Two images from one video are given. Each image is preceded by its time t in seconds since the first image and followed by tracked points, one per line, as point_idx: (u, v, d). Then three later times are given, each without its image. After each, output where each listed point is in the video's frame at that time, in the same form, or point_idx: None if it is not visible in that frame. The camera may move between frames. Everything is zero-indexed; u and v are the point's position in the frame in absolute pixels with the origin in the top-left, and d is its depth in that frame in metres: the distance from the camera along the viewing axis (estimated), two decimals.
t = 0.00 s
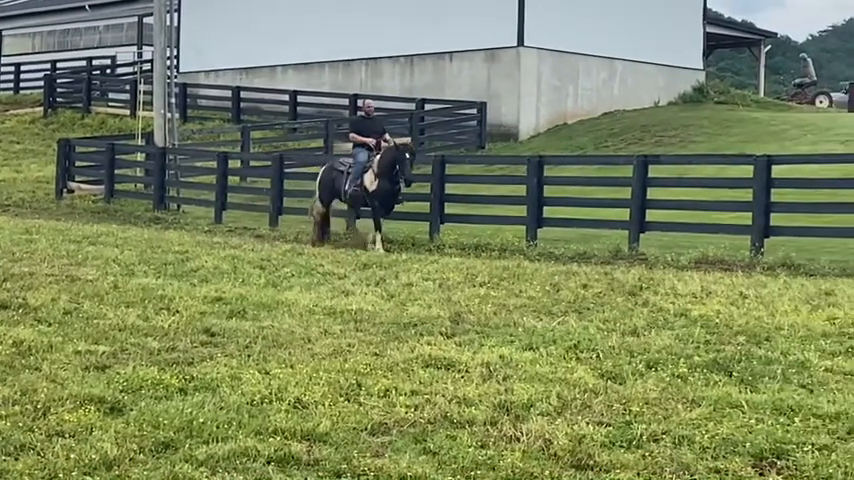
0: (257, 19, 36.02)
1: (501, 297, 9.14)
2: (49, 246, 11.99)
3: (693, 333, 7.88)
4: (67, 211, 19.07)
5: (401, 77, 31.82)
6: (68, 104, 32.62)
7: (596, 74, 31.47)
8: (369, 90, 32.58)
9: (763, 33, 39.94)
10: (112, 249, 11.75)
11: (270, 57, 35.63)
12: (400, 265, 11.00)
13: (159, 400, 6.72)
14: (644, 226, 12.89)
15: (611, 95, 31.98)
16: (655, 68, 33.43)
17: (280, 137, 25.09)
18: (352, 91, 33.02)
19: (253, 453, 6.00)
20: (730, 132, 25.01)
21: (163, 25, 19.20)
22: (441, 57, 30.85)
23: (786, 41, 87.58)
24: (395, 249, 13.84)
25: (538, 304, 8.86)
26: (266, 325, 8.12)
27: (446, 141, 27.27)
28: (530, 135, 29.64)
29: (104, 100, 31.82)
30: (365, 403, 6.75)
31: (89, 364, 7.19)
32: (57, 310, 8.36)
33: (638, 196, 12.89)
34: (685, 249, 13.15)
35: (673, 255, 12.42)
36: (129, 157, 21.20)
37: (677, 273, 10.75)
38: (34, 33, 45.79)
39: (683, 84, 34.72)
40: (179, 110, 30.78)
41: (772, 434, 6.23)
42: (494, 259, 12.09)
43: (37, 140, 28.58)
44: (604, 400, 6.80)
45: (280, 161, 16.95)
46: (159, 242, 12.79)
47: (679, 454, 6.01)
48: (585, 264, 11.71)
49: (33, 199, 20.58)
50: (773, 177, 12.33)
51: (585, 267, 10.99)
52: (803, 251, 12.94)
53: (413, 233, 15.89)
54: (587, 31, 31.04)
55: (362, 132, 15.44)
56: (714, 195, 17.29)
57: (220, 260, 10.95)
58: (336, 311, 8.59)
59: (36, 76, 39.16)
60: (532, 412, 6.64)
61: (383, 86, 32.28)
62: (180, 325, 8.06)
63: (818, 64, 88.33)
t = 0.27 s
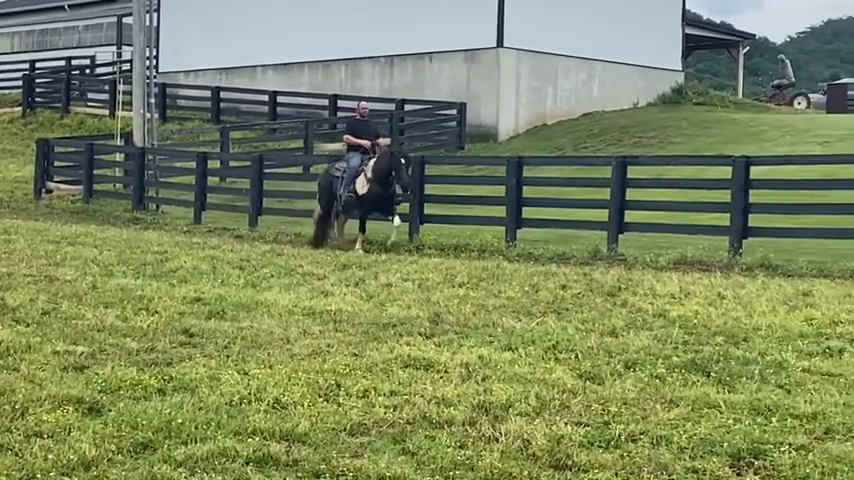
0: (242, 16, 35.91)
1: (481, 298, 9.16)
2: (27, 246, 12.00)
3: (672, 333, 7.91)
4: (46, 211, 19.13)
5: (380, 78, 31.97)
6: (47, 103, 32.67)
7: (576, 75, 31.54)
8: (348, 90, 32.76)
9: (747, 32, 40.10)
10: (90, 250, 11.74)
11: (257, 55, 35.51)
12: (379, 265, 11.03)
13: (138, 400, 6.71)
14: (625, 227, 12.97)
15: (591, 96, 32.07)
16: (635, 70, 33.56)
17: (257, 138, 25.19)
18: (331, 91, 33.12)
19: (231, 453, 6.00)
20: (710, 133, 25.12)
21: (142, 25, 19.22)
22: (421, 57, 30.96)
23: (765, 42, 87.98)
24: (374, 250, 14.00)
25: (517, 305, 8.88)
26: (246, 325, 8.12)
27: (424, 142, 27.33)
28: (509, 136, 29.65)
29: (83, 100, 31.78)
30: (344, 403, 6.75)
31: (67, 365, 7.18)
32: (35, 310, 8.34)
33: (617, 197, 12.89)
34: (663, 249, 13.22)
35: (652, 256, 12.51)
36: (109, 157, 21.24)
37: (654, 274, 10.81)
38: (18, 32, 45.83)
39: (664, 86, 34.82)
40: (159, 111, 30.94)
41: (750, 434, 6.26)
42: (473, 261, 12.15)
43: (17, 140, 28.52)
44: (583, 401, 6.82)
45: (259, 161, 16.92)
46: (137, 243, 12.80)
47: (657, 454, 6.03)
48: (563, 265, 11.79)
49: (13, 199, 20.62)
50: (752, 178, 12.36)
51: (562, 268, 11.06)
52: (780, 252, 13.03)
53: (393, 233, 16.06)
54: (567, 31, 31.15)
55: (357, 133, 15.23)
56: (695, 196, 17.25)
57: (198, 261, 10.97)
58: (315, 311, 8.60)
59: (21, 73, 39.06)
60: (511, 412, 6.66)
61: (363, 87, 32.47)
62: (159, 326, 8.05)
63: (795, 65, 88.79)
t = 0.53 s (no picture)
0: (233, 17, 36.10)
1: (460, 299, 9.17)
2: (4, 246, 11.96)
3: (651, 334, 7.93)
4: (24, 213, 19.20)
5: (360, 79, 32.43)
6: (26, 104, 32.59)
7: (556, 77, 31.78)
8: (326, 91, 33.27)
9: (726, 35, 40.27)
10: (69, 251, 11.70)
11: (242, 57, 35.94)
12: (358, 267, 11.06)
13: (116, 402, 6.69)
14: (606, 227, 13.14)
15: (571, 98, 32.31)
16: (616, 73, 33.75)
17: (235, 140, 25.21)
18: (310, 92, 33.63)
19: (211, 455, 5.99)
20: (688, 134, 25.20)
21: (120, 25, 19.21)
22: (401, 58, 31.33)
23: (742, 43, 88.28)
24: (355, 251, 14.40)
25: (497, 306, 8.87)
26: (225, 326, 8.10)
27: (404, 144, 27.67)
28: (488, 137, 29.96)
29: (61, 101, 31.82)
30: (324, 404, 6.74)
31: (45, 366, 7.14)
32: (13, 311, 8.30)
33: (597, 199, 13.05)
34: (642, 250, 13.34)
35: (632, 256, 12.63)
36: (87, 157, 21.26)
37: (634, 275, 10.88)
38: None
39: (644, 88, 34.98)
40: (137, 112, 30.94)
41: (729, 435, 6.28)
42: (453, 262, 12.22)
43: None
44: (562, 402, 6.83)
45: (238, 162, 16.98)
46: (115, 244, 12.78)
47: (635, 455, 6.04)
48: (542, 266, 11.89)
49: None
50: (730, 180, 12.49)
51: (543, 269, 11.13)
52: (758, 253, 13.14)
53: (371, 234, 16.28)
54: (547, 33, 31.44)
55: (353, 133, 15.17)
56: (673, 198, 17.20)
57: (178, 262, 10.97)
58: (295, 312, 8.59)
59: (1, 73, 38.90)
60: (491, 413, 6.66)
61: (341, 88, 32.89)
62: (138, 327, 8.02)
63: (773, 67, 89.04)
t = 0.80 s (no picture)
0: (219, 15, 36.19)
1: (438, 301, 9.19)
2: None
3: (629, 337, 7.94)
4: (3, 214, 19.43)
5: (339, 80, 32.84)
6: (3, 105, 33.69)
7: (534, 78, 32.44)
8: (306, 92, 33.63)
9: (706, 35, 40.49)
10: (45, 253, 11.72)
11: (221, 58, 36.23)
12: (336, 269, 11.13)
13: (93, 405, 6.66)
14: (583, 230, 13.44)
15: (549, 99, 32.95)
16: (595, 75, 34.41)
17: (213, 141, 25.27)
18: (290, 93, 34.05)
19: (187, 458, 5.96)
20: (667, 136, 25.27)
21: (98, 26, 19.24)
22: (380, 60, 31.82)
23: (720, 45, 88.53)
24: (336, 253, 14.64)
25: (475, 309, 8.88)
26: (203, 329, 8.09)
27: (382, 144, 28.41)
28: (468, 138, 30.53)
29: (39, 101, 32.75)
30: (301, 407, 6.72)
31: (21, 369, 7.11)
32: None
33: (575, 200, 13.35)
34: (620, 252, 13.53)
35: (610, 259, 12.77)
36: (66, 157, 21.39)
37: (611, 277, 10.99)
38: None
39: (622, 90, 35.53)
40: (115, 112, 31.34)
41: (706, 437, 6.27)
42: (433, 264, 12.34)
43: None
44: (540, 404, 6.81)
45: (216, 164, 17.23)
46: (92, 246, 12.82)
47: (613, 457, 6.03)
48: (519, 268, 12.03)
49: None
50: (709, 182, 12.67)
51: (521, 271, 11.25)
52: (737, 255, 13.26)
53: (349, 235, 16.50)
54: (525, 35, 32.05)
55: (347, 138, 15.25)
56: (653, 200, 17.26)
57: (155, 264, 11.01)
58: (273, 314, 8.58)
59: None
60: (469, 415, 6.65)
61: (321, 89, 33.27)
62: (114, 330, 8.00)
63: (751, 69, 89.34)
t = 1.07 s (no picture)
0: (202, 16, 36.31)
1: (418, 303, 9.22)
2: None
3: (608, 339, 7.95)
4: None
5: (319, 82, 32.90)
6: None
7: (514, 81, 32.55)
8: (286, 94, 33.74)
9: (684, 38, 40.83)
10: (24, 256, 11.80)
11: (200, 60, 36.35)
12: (316, 271, 11.23)
13: (71, 407, 6.64)
14: (563, 232, 13.62)
15: (528, 101, 33.13)
16: (574, 77, 34.59)
17: (193, 144, 25.37)
18: (269, 95, 34.18)
19: (166, 460, 5.94)
20: (646, 139, 25.35)
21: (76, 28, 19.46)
22: (360, 62, 31.88)
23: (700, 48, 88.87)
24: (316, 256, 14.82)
25: (453, 311, 8.90)
26: (181, 331, 8.10)
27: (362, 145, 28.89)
28: (447, 141, 30.67)
29: (17, 104, 33.03)
30: (280, 410, 6.71)
31: None
32: None
33: (555, 204, 13.50)
34: (599, 255, 13.70)
35: (590, 262, 12.92)
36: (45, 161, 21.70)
37: (591, 279, 11.12)
38: None
39: (601, 93, 35.75)
40: (93, 114, 32.18)
41: (684, 439, 6.27)
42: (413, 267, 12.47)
43: None
44: (519, 407, 6.81)
45: (196, 166, 17.37)
46: (71, 249, 12.91)
47: (592, 459, 6.02)
48: (501, 271, 12.22)
49: None
50: (688, 185, 12.80)
51: (501, 274, 11.37)
52: (717, 258, 13.40)
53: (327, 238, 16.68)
54: (506, 38, 32.21)
55: (342, 138, 15.19)
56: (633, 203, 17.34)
57: (134, 266, 11.09)
58: (251, 317, 8.58)
59: None
60: (448, 418, 6.64)
61: (300, 91, 33.37)
62: (92, 332, 7.99)
63: (732, 72, 89.76)
